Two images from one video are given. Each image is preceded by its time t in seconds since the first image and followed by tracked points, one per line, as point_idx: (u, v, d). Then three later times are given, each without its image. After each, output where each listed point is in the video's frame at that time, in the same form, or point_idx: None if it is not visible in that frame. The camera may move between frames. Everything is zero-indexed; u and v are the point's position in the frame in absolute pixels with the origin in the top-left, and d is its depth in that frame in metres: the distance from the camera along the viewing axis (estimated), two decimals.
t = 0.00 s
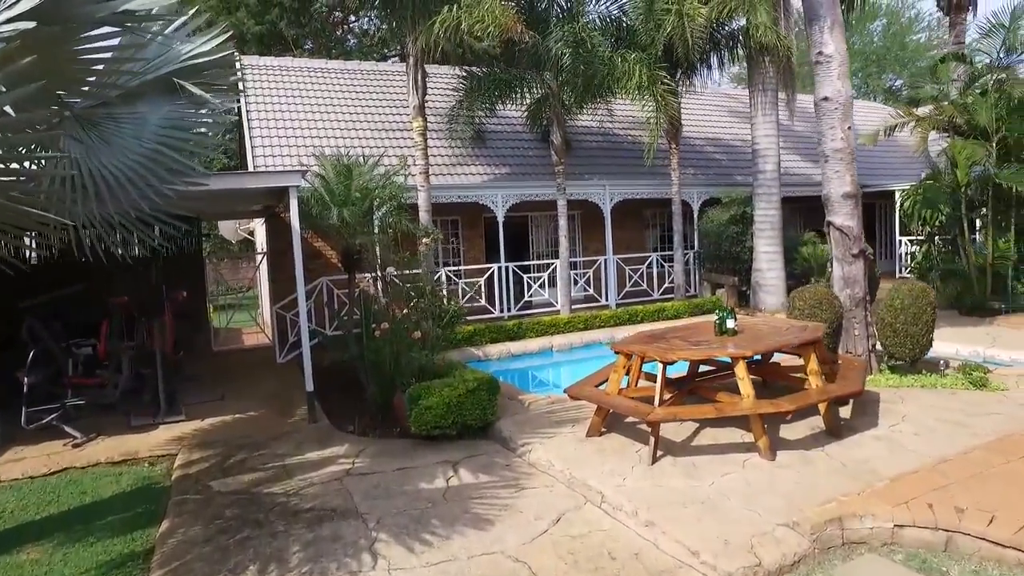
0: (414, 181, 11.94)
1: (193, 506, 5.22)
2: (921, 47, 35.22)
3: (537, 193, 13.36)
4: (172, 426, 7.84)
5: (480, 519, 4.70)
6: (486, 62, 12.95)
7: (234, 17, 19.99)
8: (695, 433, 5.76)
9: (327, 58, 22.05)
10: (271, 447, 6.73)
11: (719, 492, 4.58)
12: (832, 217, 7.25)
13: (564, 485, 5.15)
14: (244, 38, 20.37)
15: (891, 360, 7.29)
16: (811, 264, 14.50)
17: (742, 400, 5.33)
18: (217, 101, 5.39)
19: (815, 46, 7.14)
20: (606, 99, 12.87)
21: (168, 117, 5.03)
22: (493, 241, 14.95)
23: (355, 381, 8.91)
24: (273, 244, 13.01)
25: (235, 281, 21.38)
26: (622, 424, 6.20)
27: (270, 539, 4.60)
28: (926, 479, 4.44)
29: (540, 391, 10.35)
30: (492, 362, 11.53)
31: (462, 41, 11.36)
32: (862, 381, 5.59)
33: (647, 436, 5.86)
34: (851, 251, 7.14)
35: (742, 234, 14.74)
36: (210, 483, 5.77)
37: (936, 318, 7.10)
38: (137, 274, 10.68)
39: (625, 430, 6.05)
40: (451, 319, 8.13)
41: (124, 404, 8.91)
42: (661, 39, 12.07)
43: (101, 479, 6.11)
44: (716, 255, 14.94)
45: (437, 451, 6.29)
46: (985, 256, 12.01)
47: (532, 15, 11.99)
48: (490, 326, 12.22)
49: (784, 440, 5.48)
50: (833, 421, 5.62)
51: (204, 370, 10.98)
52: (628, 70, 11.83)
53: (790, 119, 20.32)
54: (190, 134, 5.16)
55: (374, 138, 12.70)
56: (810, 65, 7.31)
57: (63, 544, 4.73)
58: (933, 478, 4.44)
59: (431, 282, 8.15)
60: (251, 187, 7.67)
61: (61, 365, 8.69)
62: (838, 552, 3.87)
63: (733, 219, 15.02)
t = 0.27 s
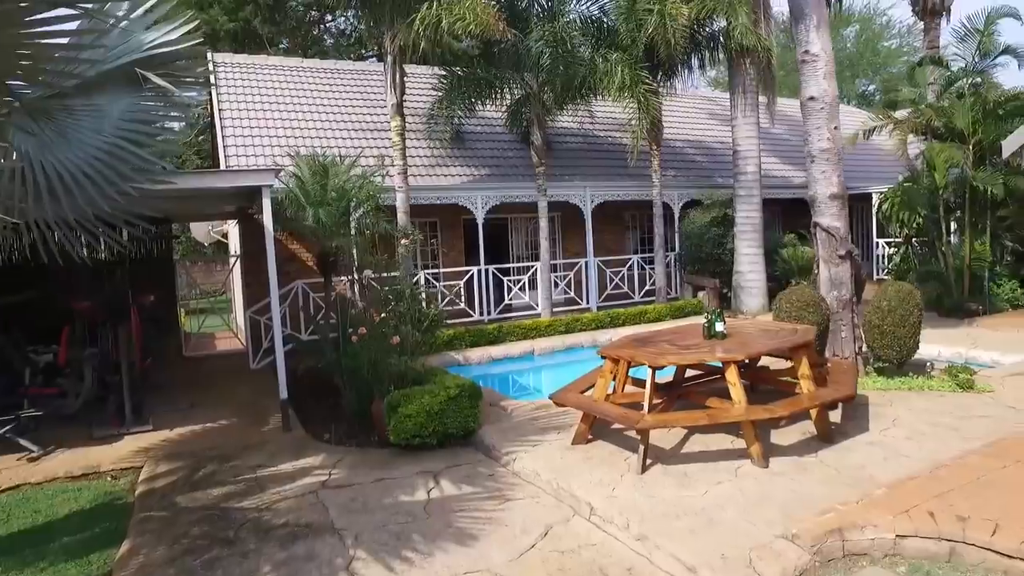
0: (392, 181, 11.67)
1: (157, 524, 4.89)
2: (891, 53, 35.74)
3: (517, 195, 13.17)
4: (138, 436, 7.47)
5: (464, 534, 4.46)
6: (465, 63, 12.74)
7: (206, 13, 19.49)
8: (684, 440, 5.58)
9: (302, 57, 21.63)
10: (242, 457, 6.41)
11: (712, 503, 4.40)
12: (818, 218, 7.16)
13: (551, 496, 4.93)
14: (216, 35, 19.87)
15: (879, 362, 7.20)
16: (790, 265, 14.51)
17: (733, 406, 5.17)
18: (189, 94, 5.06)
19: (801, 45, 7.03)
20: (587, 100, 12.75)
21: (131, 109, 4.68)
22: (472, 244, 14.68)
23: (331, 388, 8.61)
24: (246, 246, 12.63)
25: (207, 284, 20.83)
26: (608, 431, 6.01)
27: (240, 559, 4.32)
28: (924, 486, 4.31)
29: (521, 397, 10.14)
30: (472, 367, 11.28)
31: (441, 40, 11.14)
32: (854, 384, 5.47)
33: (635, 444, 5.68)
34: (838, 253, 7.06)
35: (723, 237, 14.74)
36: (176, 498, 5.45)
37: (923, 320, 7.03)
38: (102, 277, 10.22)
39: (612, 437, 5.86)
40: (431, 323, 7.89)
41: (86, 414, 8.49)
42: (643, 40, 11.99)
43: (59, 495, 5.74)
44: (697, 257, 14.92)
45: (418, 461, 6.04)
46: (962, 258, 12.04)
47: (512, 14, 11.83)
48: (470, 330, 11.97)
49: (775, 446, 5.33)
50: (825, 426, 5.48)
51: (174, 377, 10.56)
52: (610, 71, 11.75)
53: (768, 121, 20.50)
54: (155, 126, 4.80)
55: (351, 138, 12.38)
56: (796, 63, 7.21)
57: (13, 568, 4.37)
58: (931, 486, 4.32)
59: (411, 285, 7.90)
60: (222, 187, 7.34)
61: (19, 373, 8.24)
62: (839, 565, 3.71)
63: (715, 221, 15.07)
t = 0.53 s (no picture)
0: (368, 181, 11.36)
1: (114, 545, 4.55)
2: (861, 59, 36.38)
3: (496, 196, 12.96)
4: (97, 448, 7.06)
5: (446, 551, 4.22)
6: (441, 61, 12.48)
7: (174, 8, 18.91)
8: (673, 447, 5.40)
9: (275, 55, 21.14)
10: (209, 469, 6.06)
11: (705, 512, 4.22)
12: (803, 218, 7.08)
13: (536, 508, 4.71)
14: (184, 31, 19.30)
15: (865, 363, 7.15)
16: (768, 266, 14.56)
17: (723, 412, 5.01)
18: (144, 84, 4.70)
19: (785, 42, 6.94)
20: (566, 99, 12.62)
21: (83, 99, 4.30)
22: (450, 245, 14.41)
23: (304, 394, 8.29)
24: (216, 248, 12.20)
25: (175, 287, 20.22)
26: (593, 438, 5.81)
27: None
28: (921, 493, 4.19)
29: (501, 403, 9.90)
30: (450, 371, 10.99)
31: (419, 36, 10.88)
32: (845, 386, 5.36)
33: (621, 451, 5.49)
34: (823, 253, 7.00)
35: (702, 238, 14.72)
36: (136, 515, 5.10)
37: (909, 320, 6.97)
38: (60, 280, 9.72)
39: (597, 444, 5.67)
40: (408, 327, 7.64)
41: (43, 424, 8.03)
42: (622, 39, 11.89)
43: (7, 515, 5.34)
44: (676, 258, 14.89)
45: (395, 471, 5.77)
46: (938, 258, 12.14)
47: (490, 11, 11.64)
48: (447, 333, 11.69)
49: (765, 452, 5.19)
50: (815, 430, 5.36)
51: (137, 385, 10.11)
52: (589, 69, 11.62)
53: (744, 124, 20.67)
54: (111, 116, 4.41)
55: (324, 136, 12.04)
56: (780, 61, 7.12)
57: None
58: (927, 493, 4.19)
59: (388, 287, 7.63)
60: (187, 186, 6.97)
61: None
62: None
63: (693, 222, 15.04)
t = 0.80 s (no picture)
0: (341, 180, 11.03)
1: (68, 570, 4.22)
2: (830, 63, 36.98)
3: (473, 196, 12.73)
4: (53, 461, 6.65)
5: (428, 568, 3.98)
6: (416, 59, 12.20)
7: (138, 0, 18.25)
8: (661, 454, 5.25)
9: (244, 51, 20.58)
10: (173, 482, 5.73)
11: (699, 523, 4.06)
12: (786, 219, 7.00)
13: (521, 520, 4.50)
14: (149, 25, 18.68)
15: (848, 365, 7.08)
16: (745, 267, 14.75)
17: (713, 417, 4.86)
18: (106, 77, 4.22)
19: (769, 40, 6.85)
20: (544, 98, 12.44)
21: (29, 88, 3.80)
22: (425, 245, 14.08)
23: (275, 401, 7.96)
24: (182, 249, 11.76)
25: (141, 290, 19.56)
26: (578, 445, 5.63)
27: None
28: (918, 500, 4.08)
29: (479, 408, 9.70)
30: (427, 376, 10.73)
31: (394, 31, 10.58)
32: (834, 389, 5.27)
33: (607, 458, 5.31)
34: (806, 254, 6.93)
35: (680, 239, 14.72)
36: (93, 534, 4.76)
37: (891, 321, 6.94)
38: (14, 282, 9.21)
39: (582, 452, 5.48)
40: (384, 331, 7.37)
41: None
42: (600, 37, 11.78)
43: None
44: (653, 259, 14.85)
45: (372, 481, 5.52)
46: (912, 258, 12.27)
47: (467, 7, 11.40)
48: (423, 336, 11.41)
49: (754, 457, 5.06)
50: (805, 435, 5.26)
51: (98, 393, 9.64)
52: (568, 67, 11.45)
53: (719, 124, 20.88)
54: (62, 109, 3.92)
55: (296, 135, 11.67)
56: (763, 60, 7.02)
57: None
58: (923, 500, 4.09)
59: (363, 290, 7.36)
60: (149, 184, 6.60)
61: None
62: None
63: (670, 223, 15.02)
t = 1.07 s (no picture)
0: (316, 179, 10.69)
1: None
2: (802, 66, 37.50)
3: (452, 196, 12.52)
4: (9, 475, 6.26)
5: None
6: (393, 56, 11.92)
7: None
8: (653, 459, 5.10)
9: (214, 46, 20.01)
10: (139, 496, 5.41)
11: (698, 532, 3.91)
12: (773, 218, 6.94)
13: (511, 532, 4.30)
14: (115, 17, 18.04)
15: (834, 365, 7.03)
16: (724, 267, 14.92)
17: (707, 421, 4.72)
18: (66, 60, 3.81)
19: (755, 37, 6.77)
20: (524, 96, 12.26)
21: None
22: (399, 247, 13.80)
23: (248, 407, 7.65)
24: (150, 249, 11.32)
25: (106, 291, 18.91)
26: (566, 451, 5.45)
27: None
28: (919, 505, 3.99)
29: (459, 411, 9.48)
30: (405, 379, 10.46)
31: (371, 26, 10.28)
32: (827, 390, 5.18)
33: (598, 464, 5.15)
34: (793, 253, 6.87)
35: (659, 240, 14.71)
36: (52, 555, 4.44)
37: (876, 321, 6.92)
38: None
39: (572, 458, 5.31)
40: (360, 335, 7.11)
41: None
42: (580, 34, 11.67)
43: None
44: (633, 260, 14.79)
45: (353, 491, 5.27)
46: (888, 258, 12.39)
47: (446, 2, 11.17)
48: (400, 338, 11.13)
49: (749, 462, 4.94)
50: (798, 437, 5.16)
51: (59, 400, 9.19)
52: (548, 65, 11.34)
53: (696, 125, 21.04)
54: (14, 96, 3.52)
55: (269, 132, 11.31)
56: (749, 57, 6.94)
57: None
58: (923, 506, 4.00)
59: (340, 292, 7.11)
60: (114, 180, 6.24)
61: None
62: None
63: (650, 223, 14.98)
